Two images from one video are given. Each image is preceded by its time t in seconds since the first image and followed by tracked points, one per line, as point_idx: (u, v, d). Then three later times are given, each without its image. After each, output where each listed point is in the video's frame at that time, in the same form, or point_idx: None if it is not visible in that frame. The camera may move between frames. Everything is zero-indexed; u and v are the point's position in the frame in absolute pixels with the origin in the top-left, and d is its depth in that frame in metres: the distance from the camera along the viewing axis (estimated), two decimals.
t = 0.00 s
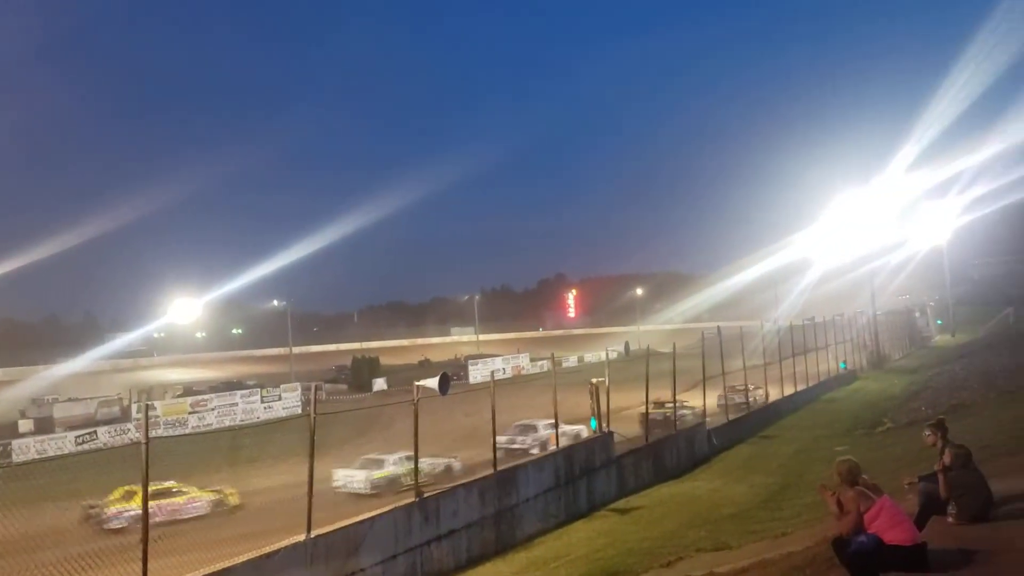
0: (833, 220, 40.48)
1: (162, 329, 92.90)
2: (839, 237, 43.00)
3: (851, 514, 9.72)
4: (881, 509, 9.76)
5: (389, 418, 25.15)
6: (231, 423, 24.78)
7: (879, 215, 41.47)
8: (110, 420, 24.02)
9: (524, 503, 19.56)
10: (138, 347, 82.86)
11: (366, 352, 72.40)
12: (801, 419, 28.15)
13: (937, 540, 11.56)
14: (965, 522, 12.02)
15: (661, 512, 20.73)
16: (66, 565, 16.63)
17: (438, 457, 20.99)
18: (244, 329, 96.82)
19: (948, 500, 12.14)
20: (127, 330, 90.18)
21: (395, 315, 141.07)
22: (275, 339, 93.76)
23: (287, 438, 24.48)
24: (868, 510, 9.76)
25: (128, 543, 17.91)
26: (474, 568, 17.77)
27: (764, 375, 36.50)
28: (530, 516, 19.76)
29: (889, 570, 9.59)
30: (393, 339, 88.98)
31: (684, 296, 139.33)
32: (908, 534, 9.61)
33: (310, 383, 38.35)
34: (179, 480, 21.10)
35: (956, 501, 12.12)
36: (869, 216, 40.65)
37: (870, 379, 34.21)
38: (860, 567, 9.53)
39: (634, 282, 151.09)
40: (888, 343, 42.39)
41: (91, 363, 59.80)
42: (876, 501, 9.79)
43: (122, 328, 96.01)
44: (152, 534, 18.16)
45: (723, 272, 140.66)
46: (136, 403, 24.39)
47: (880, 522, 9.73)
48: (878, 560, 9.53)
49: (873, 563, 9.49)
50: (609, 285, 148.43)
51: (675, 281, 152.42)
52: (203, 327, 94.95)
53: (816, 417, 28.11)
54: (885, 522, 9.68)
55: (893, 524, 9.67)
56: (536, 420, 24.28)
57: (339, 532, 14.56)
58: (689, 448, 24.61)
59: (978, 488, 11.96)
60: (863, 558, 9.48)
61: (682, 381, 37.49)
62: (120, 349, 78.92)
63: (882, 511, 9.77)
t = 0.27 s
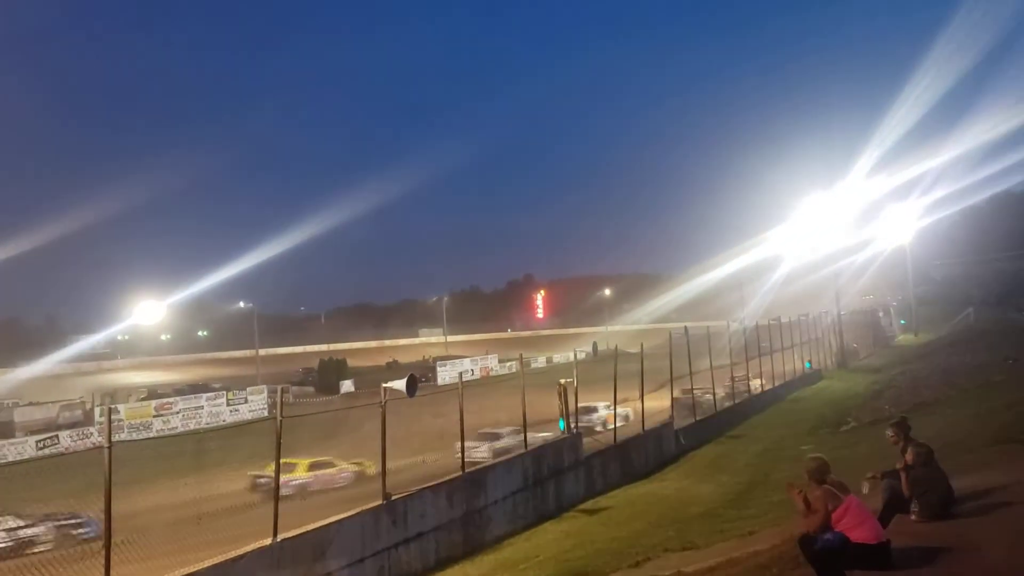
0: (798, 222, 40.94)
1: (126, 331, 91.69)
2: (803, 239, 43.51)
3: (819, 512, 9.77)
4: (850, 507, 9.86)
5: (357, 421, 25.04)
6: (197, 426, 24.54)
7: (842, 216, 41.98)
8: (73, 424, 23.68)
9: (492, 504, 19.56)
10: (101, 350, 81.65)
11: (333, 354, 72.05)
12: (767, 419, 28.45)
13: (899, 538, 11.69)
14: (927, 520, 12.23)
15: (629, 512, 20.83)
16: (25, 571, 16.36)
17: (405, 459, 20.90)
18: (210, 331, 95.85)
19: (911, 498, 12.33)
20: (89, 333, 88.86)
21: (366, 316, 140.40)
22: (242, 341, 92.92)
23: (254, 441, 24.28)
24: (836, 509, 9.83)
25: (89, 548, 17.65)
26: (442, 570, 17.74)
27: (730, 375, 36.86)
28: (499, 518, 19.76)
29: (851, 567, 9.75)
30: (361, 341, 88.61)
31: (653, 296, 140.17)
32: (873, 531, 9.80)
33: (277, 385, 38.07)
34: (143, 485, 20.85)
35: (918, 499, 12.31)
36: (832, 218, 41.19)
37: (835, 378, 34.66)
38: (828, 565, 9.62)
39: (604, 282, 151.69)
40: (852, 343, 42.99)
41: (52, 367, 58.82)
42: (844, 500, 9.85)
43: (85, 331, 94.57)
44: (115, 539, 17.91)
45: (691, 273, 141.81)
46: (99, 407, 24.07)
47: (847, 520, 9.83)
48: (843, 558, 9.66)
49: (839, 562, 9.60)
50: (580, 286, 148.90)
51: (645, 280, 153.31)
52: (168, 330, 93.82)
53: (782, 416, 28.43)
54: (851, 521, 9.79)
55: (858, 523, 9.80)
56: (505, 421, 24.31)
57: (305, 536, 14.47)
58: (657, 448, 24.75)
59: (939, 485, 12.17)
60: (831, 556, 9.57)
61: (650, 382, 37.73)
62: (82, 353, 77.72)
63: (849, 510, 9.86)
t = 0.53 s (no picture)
0: (784, 223, 41.12)
1: (115, 337, 91.50)
2: (790, 240, 43.67)
3: (809, 512, 9.81)
4: (840, 507, 9.93)
5: (346, 425, 25.05)
6: (186, 431, 24.52)
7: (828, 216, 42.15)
8: (62, 430, 23.63)
9: (482, 507, 19.58)
10: (90, 356, 81.44)
11: (323, 359, 72.02)
12: (757, 420, 28.54)
13: (888, 537, 11.73)
14: (915, 519, 12.29)
15: (619, 514, 20.90)
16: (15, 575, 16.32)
17: (395, 462, 20.92)
18: (199, 337, 95.68)
19: (899, 497, 12.38)
20: (78, 339, 88.65)
21: (357, 320, 140.18)
22: (232, 346, 92.80)
23: (244, 446, 24.29)
24: (826, 509, 9.87)
25: (79, 553, 17.60)
26: (433, 573, 17.76)
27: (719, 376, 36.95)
28: (489, 520, 19.78)
29: (840, 567, 9.79)
30: (351, 345, 88.59)
31: (644, 298, 140.32)
32: (864, 531, 9.86)
33: (265, 390, 38.01)
34: (134, 491, 20.86)
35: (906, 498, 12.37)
36: (819, 219, 41.37)
37: (824, 378, 34.82)
38: (818, 564, 9.70)
39: (595, 284, 151.82)
40: (841, 343, 43.17)
41: (40, 373, 58.73)
42: (834, 500, 9.89)
43: (74, 337, 94.19)
44: (105, 544, 17.87)
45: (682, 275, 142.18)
46: (89, 412, 24.05)
47: (837, 520, 9.87)
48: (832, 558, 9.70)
49: (828, 561, 9.63)
50: (571, 289, 148.99)
51: (635, 282, 153.52)
52: (157, 335, 93.62)
53: (771, 417, 28.53)
54: (841, 521, 9.83)
55: (848, 523, 9.85)
56: (494, 423, 24.34)
57: (296, 539, 14.49)
58: (646, 449, 24.84)
59: (927, 485, 12.23)
60: (821, 556, 9.64)
61: (639, 384, 37.79)
62: (70, 359, 77.51)
63: (839, 510, 9.90)
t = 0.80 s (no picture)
0: (784, 222, 41.14)
1: (117, 340, 91.71)
2: (791, 238, 43.66)
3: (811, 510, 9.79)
4: (843, 504, 9.95)
5: (348, 426, 25.11)
6: (189, 433, 24.57)
7: (828, 214, 42.16)
8: (65, 433, 23.70)
9: (484, 507, 19.62)
10: (92, 359, 81.62)
11: (324, 360, 72.18)
12: (760, 418, 28.55)
13: (890, 535, 11.72)
14: (919, 516, 12.26)
15: (622, 513, 20.93)
16: None
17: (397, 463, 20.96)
18: (201, 339, 95.90)
19: (903, 494, 12.36)
20: (80, 342, 88.87)
21: (358, 322, 140.34)
22: (233, 349, 93.00)
23: (247, 448, 24.37)
24: (828, 507, 9.83)
25: (83, 555, 17.67)
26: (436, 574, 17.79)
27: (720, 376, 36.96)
28: (491, 521, 19.81)
29: (843, 564, 9.73)
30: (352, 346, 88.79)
31: (645, 297, 140.31)
32: (867, 528, 9.84)
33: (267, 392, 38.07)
34: (137, 493, 20.94)
35: (909, 495, 12.35)
36: (819, 217, 41.36)
37: (826, 377, 34.84)
38: (820, 562, 9.71)
39: (596, 284, 151.86)
40: (843, 341, 43.17)
41: (43, 376, 58.86)
42: (836, 497, 9.85)
43: (76, 341, 94.38)
44: (109, 546, 17.91)
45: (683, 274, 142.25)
46: (93, 416, 24.14)
47: (839, 518, 9.83)
48: (833, 556, 9.65)
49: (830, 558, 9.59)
50: (572, 289, 149.04)
51: (636, 281, 153.55)
52: (159, 338, 93.87)
53: (773, 416, 28.52)
54: (843, 518, 9.79)
55: (850, 520, 9.80)
56: (497, 424, 24.37)
57: (299, 541, 14.52)
58: (648, 449, 24.85)
59: (930, 482, 12.20)
60: (823, 552, 9.64)
61: (640, 384, 37.79)
62: (72, 363, 77.65)
63: (842, 507, 9.85)
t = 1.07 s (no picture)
0: (789, 220, 41.12)
1: (123, 340, 92.02)
2: (795, 237, 43.64)
3: (815, 509, 9.80)
4: (848, 503, 9.94)
5: (354, 426, 25.14)
6: (195, 433, 24.62)
7: (833, 213, 42.11)
8: (71, 433, 23.77)
9: (489, 507, 19.62)
10: (98, 359, 81.90)
11: (329, 360, 72.39)
12: (765, 417, 28.51)
13: (895, 534, 11.69)
14: (926, 515, 12.22)
15: (627, 513, 20.91)
16: None
17: (403, 462, 20.98)
18: (207, 339, 96.19)
19: (909, 493, 12.33)
20: (86, 342, 89.21)
21: (364, 321, 140.50)
22: (239, 348, 93.27)
23: (252, 447, 24.41)
24: (833, 505, 9.83)
25: (89, 555, 17.72)
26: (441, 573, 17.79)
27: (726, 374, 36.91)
28: (496, 520, 19.81)
29: (848, 563, 9.70)
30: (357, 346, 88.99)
31: (651, 296, 140.18)
32: (872, 527, 9.81)
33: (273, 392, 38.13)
34: (143, 493, 20.99)
35: (916, 493, 12.32)
36: (824, 216, 41.27)
37: (831, 376, 34.81)
38: (824, 561, 9.68)
39: (601, 283, 151.81)
40: (849, 339, 43.12)
41: (50, 376, 59.10)
42: (840, 496, 9.85)
43: (83, 341, 94.70)
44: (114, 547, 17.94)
45: (688, 273, 142.22)
46: (99, 415, 24.20)
47: (844, 517, 9.81)
48: (839, 554, 9.62)
49: (836, 557, 9.56)
50: (577, 288, 149.03)
51: (641, 280, 153.55)
52: (165, 338, 94.18)
53: (778, 415, 28.45)
54: (848, 517, 9.77)
55: (855, 519, 9.78)
56: (502, 423, 24.37)
57: (304, 540, 14.54)
58: (653, 448, 24.83)
59: (935, 480, 12.18)
60: (828, 552, 9.61)
61: (646, 383, 37.76)
62: (78, 363, 77.94)
63: (847, 505, 9.84)
